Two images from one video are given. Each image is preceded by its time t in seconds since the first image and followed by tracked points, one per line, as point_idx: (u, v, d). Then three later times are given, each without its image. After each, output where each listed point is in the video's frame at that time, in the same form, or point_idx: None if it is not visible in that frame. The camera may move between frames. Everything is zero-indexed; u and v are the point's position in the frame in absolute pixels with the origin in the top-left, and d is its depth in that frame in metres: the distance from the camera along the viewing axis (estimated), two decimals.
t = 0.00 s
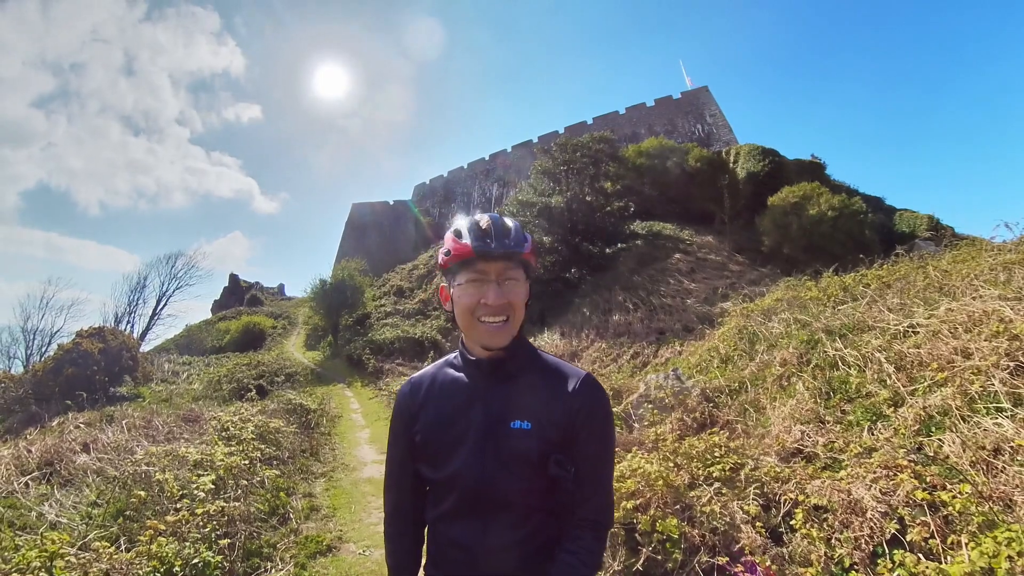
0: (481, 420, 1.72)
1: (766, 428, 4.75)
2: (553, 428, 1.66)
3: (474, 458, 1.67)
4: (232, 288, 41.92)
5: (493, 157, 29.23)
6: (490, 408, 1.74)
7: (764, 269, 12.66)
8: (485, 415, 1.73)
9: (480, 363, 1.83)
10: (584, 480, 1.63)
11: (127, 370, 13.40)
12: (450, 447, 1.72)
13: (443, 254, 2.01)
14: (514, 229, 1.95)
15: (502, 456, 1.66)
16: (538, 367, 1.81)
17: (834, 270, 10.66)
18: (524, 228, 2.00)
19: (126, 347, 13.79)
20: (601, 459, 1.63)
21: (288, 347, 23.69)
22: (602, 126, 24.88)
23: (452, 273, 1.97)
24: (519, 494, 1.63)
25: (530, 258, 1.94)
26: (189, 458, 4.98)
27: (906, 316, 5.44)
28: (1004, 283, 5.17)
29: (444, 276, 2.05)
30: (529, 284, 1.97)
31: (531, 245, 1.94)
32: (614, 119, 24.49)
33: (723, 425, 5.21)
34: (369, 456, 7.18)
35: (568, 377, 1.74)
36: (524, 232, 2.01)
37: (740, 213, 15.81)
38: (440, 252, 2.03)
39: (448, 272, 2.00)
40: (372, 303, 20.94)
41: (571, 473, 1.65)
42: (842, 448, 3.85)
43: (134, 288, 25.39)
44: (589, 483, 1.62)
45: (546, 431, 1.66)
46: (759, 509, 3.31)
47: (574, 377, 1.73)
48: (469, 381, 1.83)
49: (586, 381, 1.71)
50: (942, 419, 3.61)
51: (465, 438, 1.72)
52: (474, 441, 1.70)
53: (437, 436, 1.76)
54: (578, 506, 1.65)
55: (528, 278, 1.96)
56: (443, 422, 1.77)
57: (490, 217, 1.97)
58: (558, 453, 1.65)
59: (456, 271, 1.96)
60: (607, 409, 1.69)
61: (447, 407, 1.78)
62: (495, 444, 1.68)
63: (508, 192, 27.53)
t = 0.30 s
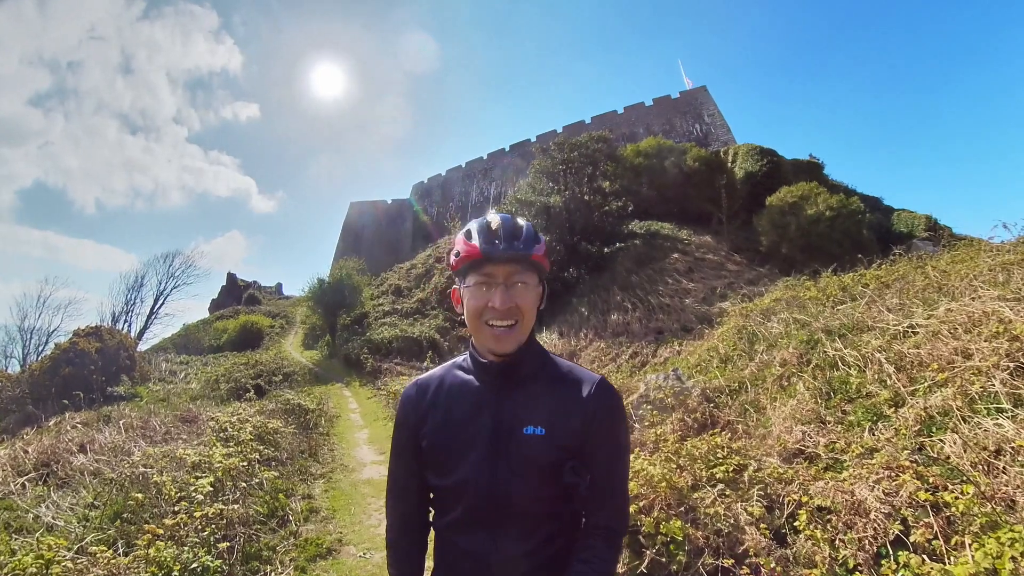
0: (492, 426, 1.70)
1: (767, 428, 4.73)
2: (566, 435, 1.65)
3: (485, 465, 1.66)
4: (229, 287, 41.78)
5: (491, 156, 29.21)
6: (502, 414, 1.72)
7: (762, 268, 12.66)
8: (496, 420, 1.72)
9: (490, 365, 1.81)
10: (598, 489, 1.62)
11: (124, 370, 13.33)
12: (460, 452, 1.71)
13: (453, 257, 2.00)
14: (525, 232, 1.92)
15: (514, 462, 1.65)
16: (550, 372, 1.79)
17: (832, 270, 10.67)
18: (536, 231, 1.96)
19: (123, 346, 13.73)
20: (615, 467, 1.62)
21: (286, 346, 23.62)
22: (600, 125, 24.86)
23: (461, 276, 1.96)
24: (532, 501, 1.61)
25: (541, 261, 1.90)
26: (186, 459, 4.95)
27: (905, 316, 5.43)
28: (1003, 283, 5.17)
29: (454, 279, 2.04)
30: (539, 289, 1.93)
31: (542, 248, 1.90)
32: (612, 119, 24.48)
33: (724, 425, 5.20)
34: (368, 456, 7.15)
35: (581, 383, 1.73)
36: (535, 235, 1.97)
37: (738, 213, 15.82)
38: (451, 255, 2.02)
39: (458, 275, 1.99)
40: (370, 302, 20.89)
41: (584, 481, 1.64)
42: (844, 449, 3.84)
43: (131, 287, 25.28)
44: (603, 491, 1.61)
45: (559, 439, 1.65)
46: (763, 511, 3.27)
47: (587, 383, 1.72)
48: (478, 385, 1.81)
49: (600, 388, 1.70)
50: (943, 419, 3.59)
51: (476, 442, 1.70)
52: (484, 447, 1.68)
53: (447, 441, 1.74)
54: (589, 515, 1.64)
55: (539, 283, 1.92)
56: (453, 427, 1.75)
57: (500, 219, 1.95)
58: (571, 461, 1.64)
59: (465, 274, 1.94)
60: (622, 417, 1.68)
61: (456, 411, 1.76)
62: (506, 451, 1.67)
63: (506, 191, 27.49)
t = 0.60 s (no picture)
0: (495, 424, 1.70)
1: (766, 427, 4.73)
2: (570, 434, 1.65)
3: (488, 464, 1.66)
4: (227, 287, 41.65)
5: (490, 155, 29.21)
6: (505, 413, 1.72)
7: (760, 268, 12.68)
8: (500, 419, 1.72)
9: (493, 364, 1.81)
10: (601, 488, 1.62)
11: (122, 370, 13.26)
12: (463, 451, 1.71)
13: (455, 256, 2.00)
14: (527, 230, 1.91)
15: (518, 461, 1.65)
16: (553, 371, 1.79)
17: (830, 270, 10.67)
18: (539, 229, 1.95)
19: (120, 346, 13.69)
20: (618, 466, 1.62)
21: (284, 346, 23.58)
22: (598, 124, 24.84)
23: (463, 274, 1.96)
24: (535, 501, 1.61)
25: (543, 259, 1.89)
26: (185, 459, 4.93)
27: (903, 316, 5.43)
28: (1001, 283, 5.18)
29: (456, 277, 2.04)
30: (542, 287, 1.92)
31: (544, 246, 1.89)
32: (611, 118, 24.49)
33: (723, 424, 5.20)
34: (366, 456, 7.13)
35: (584, 383, 1.73)
36: (538, 233, 1.96)
37: (736, 212, 15.83)
38: (453, 253, 2.02)
39: (460, 273, 1.99)
40: (368, 301, 20.84)
41: (588, 480, 1.64)
42: (842, 448, 3.85)
43: (129, 286, 25.19)
44: (606, 490, 1.61)
45: (563, 437, 1.65)
46: (762, 509, 3.27)
47: (590, 382, 1.72)
48: (481, 384, 1.80)
49: (603, 386, 1.70)
50: (941, 418, 3.59)
51: (479, 441, 1.70)
52: (487, 446, 1.68)
53: (450, 439, 1.73)
54: (592, 513, 1.64)
55: (541, 281, 1.91)
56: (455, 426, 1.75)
57: (503, 217, 1.94)
58: (575, 460, 1.64)
59: (468, 272, 1.94)
60: (625, 417, 1.68)
61: (459, 409, 1.76)
62: (510, 450, 1.67)
63: (505, 190, 27.47)
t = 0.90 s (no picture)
0: (496, 425, 1.69)
1: (764, 427, 4.74)
2: (571, 435, 1.64)
3: (490, 465, 1.64)
4: (225, 286, 41.50)
5: (488, 154, 29.19)
6: (507, 413, 1.71)
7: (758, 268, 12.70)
8: (502, 419, 1.70)
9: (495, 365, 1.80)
10: (604, 489, 1.61)
11: (119, 369, 13.17)
12: (464, 451, 1.69)
13: (456, 253, 1.98)
14: (527, 226, 1.90)
15: (519, 463, 1.64)
16: (555, 372, 1.79)
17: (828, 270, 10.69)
18: (539, 227, 1.93)
19: (117, 345, 13.63)
20: (620, 468, 1.62)
21: (281, 345, 23.52)
22: (597, 124, 24.85)
23: (464, 271, 1.95)
24: (536, 501, 1.60)
25: (544, 256, 1.88)
26: (182, 460, 4.90)
27: (901, 316, 5.44)
28: (999, 283, 5.19)
29: (457, 275, 2.03)
30: (543, 284, 1.90)
31: (545, 243, 1.88)
32: (609, 118, 24.48)
33: (722, 424, 5.19)
34: (365, 456, 7.11)
35: (586, 383, 1.72)
36: (539, 231, 1.95)
37: (735, 212, 15.86)
38: (454, 250, 2.01)
39: (460, 271, 1.98)
40: (366, 301, 20.81)
41: (590, 481, 1.63)
42: (841, 448, 3.84)
43: (126, 285, 25.09)
44: (608, 492, 1.60)
45: (565, 439, 1.64)
46: (763, 509, 3.27)
47: (592, 383, 1.71)
48: (482, 384, 1.79)
49: (604, 387, 1.70)
50: (940, 418, 3.60)
51: (480, 442, 1.68)
52: (489, 447, 1.67)
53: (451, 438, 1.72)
54: (594, 515, 1.62)
55: (541, 278, 1.89)
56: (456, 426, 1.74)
57: (504, 214, 1.93)
58: (577, 461, 1.63)
59: (468, 269, 1.93)
60: (627, 418, 1.67)
61: (460, 410, 1.75)
62: (512, 451, 1.66)
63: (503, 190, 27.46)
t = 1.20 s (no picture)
0: (507, 430, 1.67)
1: (765, 428, 4.73)
2: (583, 440, 1.62)
3: (500, 470, 1.62)
4: (221, 287, 41.38)
5: (486, 155, 29.16)
6: (517, 418, 1.69)
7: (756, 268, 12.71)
8: (514, 423, 1.68)
9: (505, 368, 1.77)
10: (615, 494, 1.59)
11: (116, 370, 13.13)
12: (473, 456, 1.66)
13: (465, 257, 1.96)
14: (537, 230, 1.88)
15: (530, 468, 1.61)
16: (564, 377, 1.77)
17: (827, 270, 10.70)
18: (549, 230, 1.91)
19: (114, 347, 13.54)
20: (631, 473, 1.60)
21: (279, 346, 23.43)
22: (595, 125, 24.87)
23: (473, 277, 1.92)
24: (547, 507, 1.58)
25: (553, 261, 1.85)
26: (180, 463, 4.87)
27: (900, 316, 5.45)
28: (997, 283, 5.20)
29: (466, 281, 2.00)
30: (552, 289, 1.88)
31: (555, 247, 1.86)
32: (607, 118, 24.49)
33: (722, 425, 5.19)
34: (363, 458, 7.07)
35: (595, 388, 1.71)
36: (548, 235, 1.92)
37: (732, 213, 15.87)
38: (463, 255, 1.98)
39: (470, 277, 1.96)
40: (364, 301, 20.78)
41: (601, 485, 1.61)
42: (842, 448, 3.83)
43: (123, 286, 24.96)
44: (618, 498, 1.59)
45: (576, 444, 1.62)
46: (765, 510, 3.25)
47: (602, 388, 1.70)
48: (492, 389, 1.77)
49: (614, 392, 1.68)
50: (939, 418, 3.59)
51: (490, 447, 1.66)
52: (499, 451, 1.64)
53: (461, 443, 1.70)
54: (605, 520, 1.60)
55: (551, 282, 1.87)
56: (466, 431, 1.71)
57: (513, 218, 1.91)
58: (587, 467, 1.61)
59: (477, 274, 1.90)
60: (637, 423, 1.65)
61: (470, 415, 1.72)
62: (523, 455, 1.63)
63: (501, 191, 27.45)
